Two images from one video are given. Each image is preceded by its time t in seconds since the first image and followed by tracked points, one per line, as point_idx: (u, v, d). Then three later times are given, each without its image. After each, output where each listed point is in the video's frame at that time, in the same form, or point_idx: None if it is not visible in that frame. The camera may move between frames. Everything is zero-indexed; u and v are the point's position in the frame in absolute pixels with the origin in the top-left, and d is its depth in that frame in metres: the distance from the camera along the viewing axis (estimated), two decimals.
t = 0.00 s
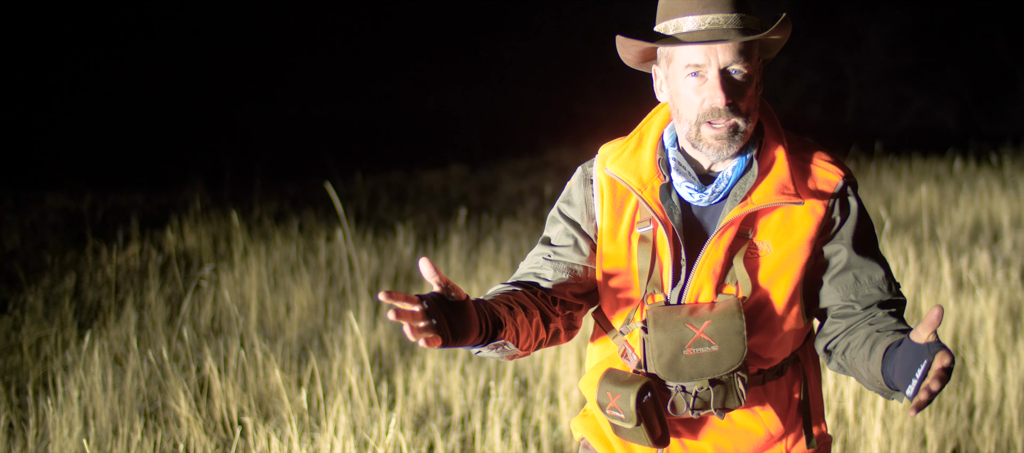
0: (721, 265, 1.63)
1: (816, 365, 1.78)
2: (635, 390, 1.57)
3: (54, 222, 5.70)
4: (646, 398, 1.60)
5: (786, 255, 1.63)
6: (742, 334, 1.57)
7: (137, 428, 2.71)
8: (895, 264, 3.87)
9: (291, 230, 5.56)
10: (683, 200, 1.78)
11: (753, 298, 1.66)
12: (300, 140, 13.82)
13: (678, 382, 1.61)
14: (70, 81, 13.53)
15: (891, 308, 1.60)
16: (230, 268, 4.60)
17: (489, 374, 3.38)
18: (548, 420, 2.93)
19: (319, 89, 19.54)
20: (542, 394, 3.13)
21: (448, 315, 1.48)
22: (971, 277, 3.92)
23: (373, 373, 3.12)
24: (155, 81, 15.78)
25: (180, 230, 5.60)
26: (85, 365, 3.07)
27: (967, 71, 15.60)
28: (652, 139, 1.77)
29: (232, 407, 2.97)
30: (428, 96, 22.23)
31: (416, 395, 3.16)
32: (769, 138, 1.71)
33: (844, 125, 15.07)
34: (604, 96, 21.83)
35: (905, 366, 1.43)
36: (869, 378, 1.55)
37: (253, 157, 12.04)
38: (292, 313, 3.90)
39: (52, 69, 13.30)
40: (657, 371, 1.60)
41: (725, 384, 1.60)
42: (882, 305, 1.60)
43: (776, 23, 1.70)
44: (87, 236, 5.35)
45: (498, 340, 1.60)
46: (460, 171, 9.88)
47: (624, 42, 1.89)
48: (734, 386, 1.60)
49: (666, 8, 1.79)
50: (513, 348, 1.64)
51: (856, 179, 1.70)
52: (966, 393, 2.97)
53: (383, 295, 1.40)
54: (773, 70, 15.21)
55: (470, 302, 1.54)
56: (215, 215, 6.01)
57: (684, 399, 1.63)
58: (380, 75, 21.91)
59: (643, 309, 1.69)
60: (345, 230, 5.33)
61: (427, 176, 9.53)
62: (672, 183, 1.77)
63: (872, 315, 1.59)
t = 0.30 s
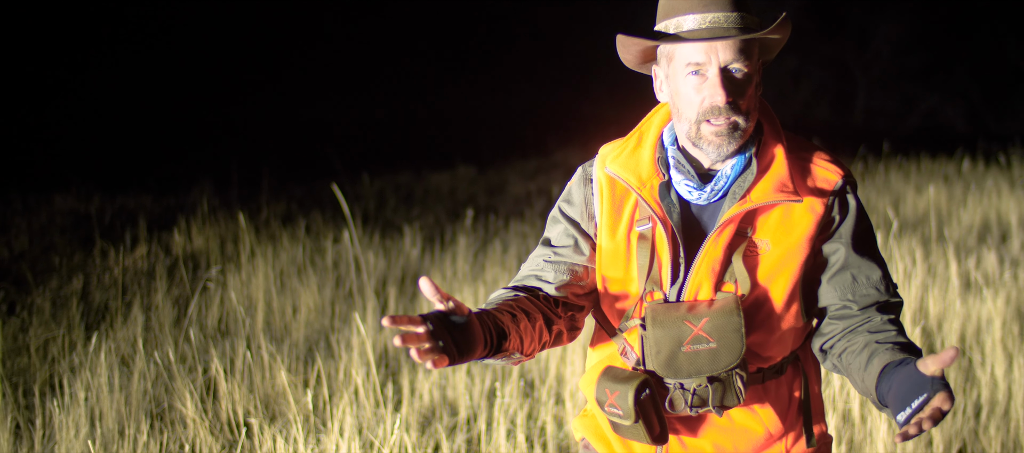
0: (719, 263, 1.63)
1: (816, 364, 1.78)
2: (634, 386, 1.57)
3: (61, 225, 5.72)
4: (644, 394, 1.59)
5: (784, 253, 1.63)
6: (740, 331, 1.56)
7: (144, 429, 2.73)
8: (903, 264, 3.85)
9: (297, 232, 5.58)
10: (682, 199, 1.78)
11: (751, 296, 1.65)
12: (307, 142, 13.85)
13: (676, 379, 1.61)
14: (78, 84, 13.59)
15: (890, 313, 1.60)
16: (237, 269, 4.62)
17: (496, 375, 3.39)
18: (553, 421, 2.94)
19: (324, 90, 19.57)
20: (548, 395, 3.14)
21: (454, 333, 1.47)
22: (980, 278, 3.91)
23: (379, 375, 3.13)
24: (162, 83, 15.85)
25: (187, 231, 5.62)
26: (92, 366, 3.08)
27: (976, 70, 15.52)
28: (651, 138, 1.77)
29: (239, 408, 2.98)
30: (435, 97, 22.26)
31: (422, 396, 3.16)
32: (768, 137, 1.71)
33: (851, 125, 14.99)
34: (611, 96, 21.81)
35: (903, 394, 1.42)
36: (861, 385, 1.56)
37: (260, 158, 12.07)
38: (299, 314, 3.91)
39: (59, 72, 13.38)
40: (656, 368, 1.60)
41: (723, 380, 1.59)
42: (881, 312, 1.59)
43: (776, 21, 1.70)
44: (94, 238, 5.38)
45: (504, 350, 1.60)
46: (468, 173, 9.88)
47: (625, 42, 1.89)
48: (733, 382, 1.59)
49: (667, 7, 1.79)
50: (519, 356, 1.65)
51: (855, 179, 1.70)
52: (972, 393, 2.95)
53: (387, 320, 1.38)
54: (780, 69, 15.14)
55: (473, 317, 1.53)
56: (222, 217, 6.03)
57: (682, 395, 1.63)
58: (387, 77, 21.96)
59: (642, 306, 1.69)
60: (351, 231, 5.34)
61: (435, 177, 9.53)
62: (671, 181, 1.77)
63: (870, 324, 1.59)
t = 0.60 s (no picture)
0: (712, 260, 1.64)
1: (809, 364, 1.79)
2: (625, 382, 1.58)
3: (63, 228, 5.75)
4: (635, 390, 1.61)
5: (777, 251, 1.64)
6: (733, 328, 1.57)
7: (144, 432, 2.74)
8: (904, 266, 3.86)
9: (299, 235, 5.59)
10: (676, 197, 1.79)
11: (744, 293, 1.66)
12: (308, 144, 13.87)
13: (669, 375, 1.62)
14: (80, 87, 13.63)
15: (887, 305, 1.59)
16: (238, 272, 4.63)
17: (496, 378, 3.39)
18: (554, 424, 2.94)
19: (326, 92, 19.58)
20: (548, 398, 3.14)
21: (440, 312, 1.48)
22: (980, 279, 3.91)
23: (379, 377, 3.14)
24: (163, 86, 15.87)
25: (188, 235, 5.63)
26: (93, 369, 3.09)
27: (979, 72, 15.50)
28: (646, 137, 1.79)
29: (238, 411, 2.98)
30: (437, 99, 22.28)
31: (422, 399, 3.17)
32: (762, 137, 1.72)
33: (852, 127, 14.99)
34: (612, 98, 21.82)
35: (905, 366, 1.40)
36: (863, 375, 1.54)
37: (262, 160, 12.09)
38: (300, 318, 3.92)
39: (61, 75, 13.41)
40: (648, 364, 1.61)
41: (715, 377, 1.60)
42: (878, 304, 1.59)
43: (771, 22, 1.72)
44: (96, 241, 5.40)
45: (491, 336, 1.61)
46: (470, 175, 9.89)
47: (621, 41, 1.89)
48: (724, 379, 1.60)
49: (663, 8, 1.81)
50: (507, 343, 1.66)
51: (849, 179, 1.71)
52: (972, 395, 2.95)
53: (373, 292, 1.40)
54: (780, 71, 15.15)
55: (461, 299, 1.54)
56: (224, 220, 6.06)
57: (673, 392, 1.64)
58: (388, 79, 21.98)
59: (635, 303, 1.70)
60: (352, 234, 5.35)
61: (437, 180, 9.55)
62: (666, 180, 1.78)
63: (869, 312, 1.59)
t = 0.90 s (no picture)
0: (710, 263, 1.64)
1: (808, 367, 1.80)
2: (624, 386, 1.58)
3: (69, 235, 5.78)
4: (634, 394, 1.61)
5: (775, 253, 1.64)
6: (731, 332, 1.57)
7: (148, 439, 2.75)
8: (907, 269, 3.86)
9: (303, 241, 5.61)
10: (673, 201, 1.80)
11: (742, 296, 1.66)
12: (312, 150, 13.91)
13: (667, 379, 1.62)
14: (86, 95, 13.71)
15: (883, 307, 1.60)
16: (242, 279, 4.65)
17: (500, 382, 3.39)
18: (558, 429, 2.94)
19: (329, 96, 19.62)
20: (552, 402, 3.14)
21: (435, 318, 1.48)
22: (985, 282, 3.89)
23: (383, 382, 3.14)
24: (167, 92, 15.94)
25: (193, 241, 5.66)
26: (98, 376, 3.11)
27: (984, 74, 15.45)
28: (642, 142, 1.80)
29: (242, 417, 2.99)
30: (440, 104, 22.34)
31: (426, 404, 3.17)
32: (758, 139, 1.73)
33: (856, 130, 14.98)
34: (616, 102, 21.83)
35: (910, 374, 1.39)
36: (864, 380, 1.54)
37: (266, 166, 12.13)
38: (304, 323, 3.93)
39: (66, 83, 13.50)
40: (646, 367, 1.61)
41: (714, 380, 1.60)
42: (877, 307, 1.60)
43: (767, 27, 1.73)
44: (101, 248, 5.43)
45: (488, 341, 1.61)
46: (475, 180, 9.91)
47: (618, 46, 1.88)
48: (723, 382, 1.60)
49: (658, 12, 1.81)
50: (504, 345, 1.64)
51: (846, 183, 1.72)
52: (976, 398, 2.94)
53: (367, 300, 1.38)
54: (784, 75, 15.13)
55: (457, 305, 1.54)
56: (228, 226, 6.09)
57: (672, 396, 1.64)
58: (392, 84, 22.03)
59: (633, 307, 1.70)
60: (356, 239, 5.36)
61: (441, 185, 9.56)
62: (663, 183, 1.79)
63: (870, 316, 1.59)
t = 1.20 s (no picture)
0: (709, 266, 1.64)
1: (809, 367, 1.80)
2: (623, 390, 1.59)
3: (75, 240, 5.82)
4: (635, 397, 1.61)
5: (774, 255, 1.63)
6: (730, 334, 1.57)
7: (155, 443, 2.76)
8: (913, 269, 3.85)
9: (309, 245, 5.63)
10: (671, 204, 1.81)
11: (742, 298, 1.66)
12: (316, 154, 13.93)
13: (666, 382, 1.62)
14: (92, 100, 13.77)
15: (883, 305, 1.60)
16: (248, 283, 4.65)
17: (507, 385, 3.39)
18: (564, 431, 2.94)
19: (333, 100, 19.65)
20: (558, 404, 3.14)
21: (438, 319, 1.49)
22: (991, 282, 3.87)
23: (389, 386, 3.14)
24: (172, 98, 15.99)
25: (199, 246, 5.68)
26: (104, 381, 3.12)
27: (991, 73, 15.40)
28: (640, 144, 1.80)
29: (248, 422, 2.99)
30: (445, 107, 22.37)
31: (432, 407, 3.18)
32: (757, 141, 1.72)
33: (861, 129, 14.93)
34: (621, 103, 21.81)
35: (902, 365, 1.39)
36: (861, 377, 1.53)
37: (271, 171, 12.17)
38: (310, 327, 3.94)
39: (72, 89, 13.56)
40: (646, 371, 1.61)
41: (714, 383, 1.60)
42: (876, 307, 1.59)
43: (764, 27, 1.73)
44: (107, 254, 5.45)
45: (490, 343, 1.61)
46: (481, 183, 9.92)
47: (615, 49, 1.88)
48: (723, 385, 1.60)
49: (655, 14, 1.81)
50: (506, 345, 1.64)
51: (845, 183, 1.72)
52: (981, 397, 2.93)
53: (369, 301, 1.40)
54: (789, 74, 15.08)
55: (459, 307, 1.55)
56: (233, 231, 6.11)
57: (673, 399, 1.64)
58: (397, 87, 22.07)
59: (632, 310, 1.71)
60: (362, 243, 5.37)
61: (447, 188, 9.56)
62: (660, 186, 1.79)
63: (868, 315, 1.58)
